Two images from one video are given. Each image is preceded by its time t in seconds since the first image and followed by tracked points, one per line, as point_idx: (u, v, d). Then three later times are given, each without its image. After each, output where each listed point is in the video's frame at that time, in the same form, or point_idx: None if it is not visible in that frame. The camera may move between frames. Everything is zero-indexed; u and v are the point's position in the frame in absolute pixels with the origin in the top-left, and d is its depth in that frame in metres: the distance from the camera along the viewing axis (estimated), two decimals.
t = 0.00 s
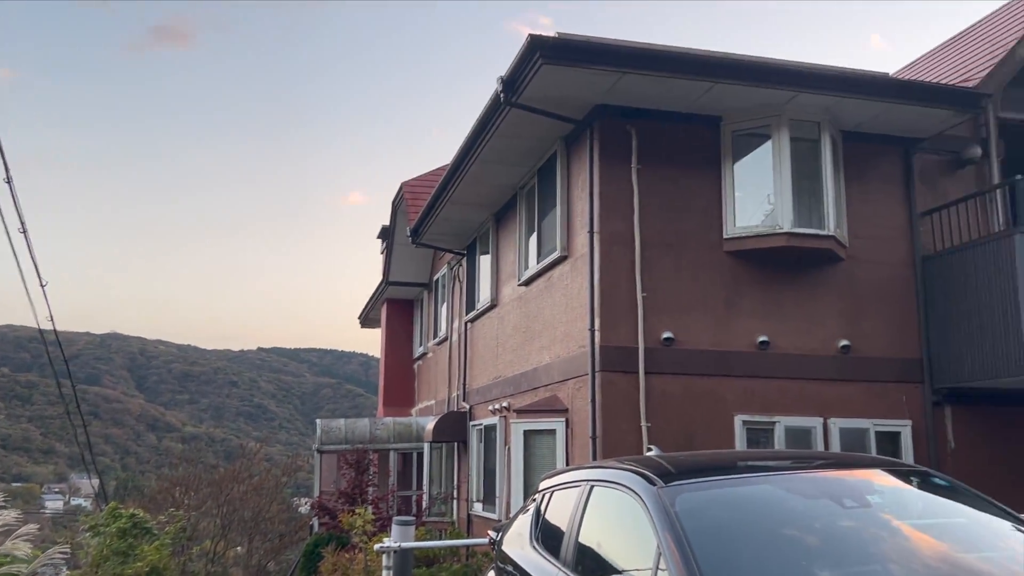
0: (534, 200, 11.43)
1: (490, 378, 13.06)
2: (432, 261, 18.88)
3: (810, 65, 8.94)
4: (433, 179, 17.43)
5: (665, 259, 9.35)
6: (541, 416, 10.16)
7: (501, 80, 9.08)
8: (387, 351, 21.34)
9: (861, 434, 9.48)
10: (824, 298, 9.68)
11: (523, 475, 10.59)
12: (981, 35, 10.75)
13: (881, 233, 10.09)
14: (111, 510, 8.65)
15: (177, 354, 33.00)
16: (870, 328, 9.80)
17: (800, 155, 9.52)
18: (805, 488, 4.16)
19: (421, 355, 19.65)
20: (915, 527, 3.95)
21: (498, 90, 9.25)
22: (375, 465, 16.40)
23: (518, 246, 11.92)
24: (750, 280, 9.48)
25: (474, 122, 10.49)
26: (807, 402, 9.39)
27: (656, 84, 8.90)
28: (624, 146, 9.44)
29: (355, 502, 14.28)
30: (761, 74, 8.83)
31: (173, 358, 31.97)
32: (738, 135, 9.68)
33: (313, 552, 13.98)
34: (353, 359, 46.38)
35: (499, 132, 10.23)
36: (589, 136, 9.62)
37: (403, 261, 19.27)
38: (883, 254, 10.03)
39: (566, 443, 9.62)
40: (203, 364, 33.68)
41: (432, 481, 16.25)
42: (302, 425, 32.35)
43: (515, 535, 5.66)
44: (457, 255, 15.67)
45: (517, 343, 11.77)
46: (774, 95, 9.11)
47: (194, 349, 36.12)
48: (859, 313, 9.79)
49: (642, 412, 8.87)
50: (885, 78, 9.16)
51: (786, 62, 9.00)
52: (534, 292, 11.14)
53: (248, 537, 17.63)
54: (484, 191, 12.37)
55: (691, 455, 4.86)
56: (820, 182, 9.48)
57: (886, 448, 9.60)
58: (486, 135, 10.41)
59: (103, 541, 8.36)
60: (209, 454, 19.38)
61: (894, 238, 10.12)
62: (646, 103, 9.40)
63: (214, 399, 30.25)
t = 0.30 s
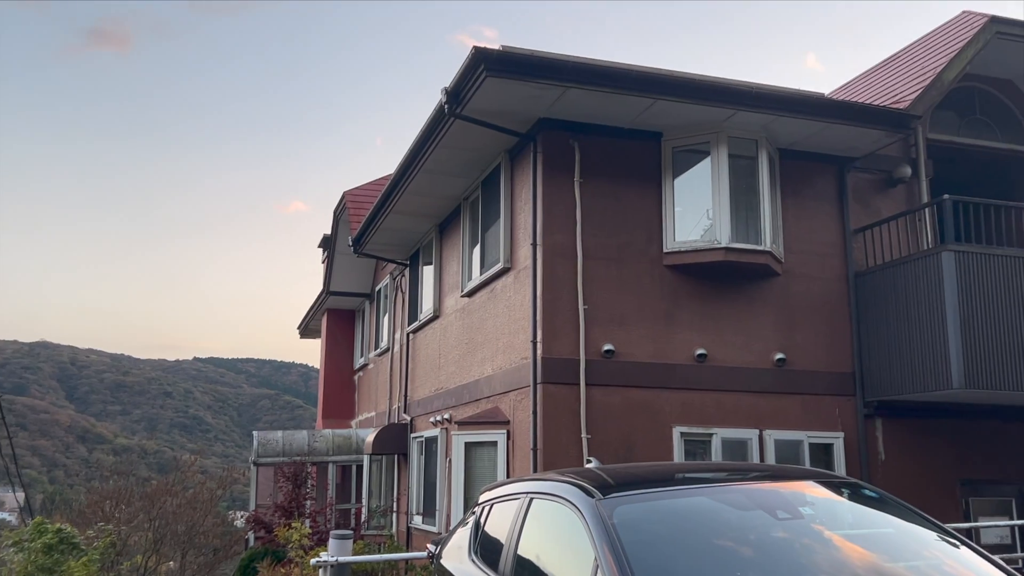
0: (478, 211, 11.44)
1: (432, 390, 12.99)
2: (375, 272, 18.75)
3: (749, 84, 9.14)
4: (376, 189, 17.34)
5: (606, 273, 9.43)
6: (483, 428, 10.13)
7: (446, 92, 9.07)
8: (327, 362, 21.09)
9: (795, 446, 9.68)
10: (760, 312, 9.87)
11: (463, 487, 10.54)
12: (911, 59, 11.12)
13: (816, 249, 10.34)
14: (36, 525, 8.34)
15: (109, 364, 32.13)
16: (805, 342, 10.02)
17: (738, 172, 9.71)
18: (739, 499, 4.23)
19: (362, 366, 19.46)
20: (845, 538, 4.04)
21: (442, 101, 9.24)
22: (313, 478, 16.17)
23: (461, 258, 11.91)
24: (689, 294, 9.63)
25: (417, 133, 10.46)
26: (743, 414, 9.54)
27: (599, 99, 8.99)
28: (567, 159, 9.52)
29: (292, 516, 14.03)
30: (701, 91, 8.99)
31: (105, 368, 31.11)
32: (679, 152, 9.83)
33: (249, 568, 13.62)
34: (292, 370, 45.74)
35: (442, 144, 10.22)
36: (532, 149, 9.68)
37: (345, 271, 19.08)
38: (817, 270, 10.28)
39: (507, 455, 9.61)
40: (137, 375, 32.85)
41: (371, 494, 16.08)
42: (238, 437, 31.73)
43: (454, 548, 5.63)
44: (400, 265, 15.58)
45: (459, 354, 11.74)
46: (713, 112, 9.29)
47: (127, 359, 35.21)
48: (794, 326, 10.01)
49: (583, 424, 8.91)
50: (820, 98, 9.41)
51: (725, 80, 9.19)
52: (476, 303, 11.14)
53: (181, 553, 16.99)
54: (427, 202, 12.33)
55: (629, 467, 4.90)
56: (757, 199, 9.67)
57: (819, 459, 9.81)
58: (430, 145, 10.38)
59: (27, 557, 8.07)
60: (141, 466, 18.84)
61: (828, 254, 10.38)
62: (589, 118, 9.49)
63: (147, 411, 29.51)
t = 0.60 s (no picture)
0: (423, 219, 11.40)
1: (375, 400, 12.88)
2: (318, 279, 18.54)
3: (691, 99, 9.29)
4: (320, 196, 17.17)
5: (550, 283, 9.48)
6: (425, 438, 10.08)
7: (392, 99, 9.02)
8: (267, 371, 20.77)
9: (734, 455, 9.82)
10: (701, 323, 10.01)
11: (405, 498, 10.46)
12: (847, 78, 11.43)
13: (755, 262, 10.53)
14: None
15: (40, 372, 31.17)
16: (744, 353, 10.20)
17: (680, 185, 9.85)
18: (678, 509, 4.27)
19: (303, 375, 19.20)
20: (780, 546, 4.12)
21: (388, 108, 9.19)
22: (252, 489, 15.90)
23: (406, 266, 11.85)
24: (631, 304, 9.73)
25: (363, 139, 10.38)
26: (684, 424, 9.66)
27: (545, 110, 9.04)
28: (512, 169, 9.56)
29: (229, 528, 13.75)
30: (645, 105, 9.11)
31: (36, 375, 30.18)
32: (623, 164, 9.94)
33: None
34: (231, 379, 44.94)
35: (388, 151, 10.16)
36: (478, 158, 9.69)
37: (287, 278, 18.83)
38: (757, 282, 10.47)
39: (449, 465, 9.57)
40: (70, 382, 31.94)
41: (311, 505, 15.86)
42: (175, 447, 31.03)
43: (395, 559, 5.57)
44: (344, 273, 15.44)
45: (402, 363, 11.67)
46: (657, 126, 9.41)
47: (60, 366, 34.22)
48: (734, 337, 10.18)
49: (526, 434, 8.92)
50: (761, 114, 9.60)
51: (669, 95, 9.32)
52: (421, 312, 11.10)
53: (113, 566, 16.35)
54: (372, 209, 12.24)
55: (571, 477, 4.92)
56: (699, 212, 9.82)
57: (757, 469, 9.98)
58: (375, 153, 10.32)
59: None
60: (72, 476, 18.27)
61: (767, 267, 10.58)
62: (535, 128, 9.54)
63: (80, 419, 28.70)
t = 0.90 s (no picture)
0: (371, 226, 11.31)
1: (320, 408, 12.71)
2: (263, 285, 18.28)
3: (639, 110, 9.38)
4: (266, 201, 16.94)
5: (499, 291, 9.47)
6: (371, 447, 9.97)
7: (340, 103, 8.94)
8: (210, 378, 20.39)
9: (679, 463, 9.91)
10: (648, 332, 10.10)
11: (349, 507, 10.34)
12: (791, 93, 11.66)
13: (701, 272, 10.67)
14: None
15: None
16: (689, 362, 10.31)
17: (628, 196, 9.93)
18: (623, 517, 4.28)
19: (246, 383, 18.89)
20: (722, 554, 4.15)
21: (336, 113, 9.11)
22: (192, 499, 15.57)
23: (353, 273, 11.74)
24: (579, 313, 9.77)
25: (310, 144, 10.27)
26: (629, 432, 9.72)
27: (495, 118, 9.05)
28: (461, 177, 9.54)
29: (168, 539, 13.43)
30: (594, 115, 9.17)
31: None
32: (572, 173, 9.99)
33: None
34: (173, 386, 44.03)
35: (336, 156, 10.06)
36: (428, 165, 9.66)
37: (231, 284, 18.53)
38: (702, 293, 10.60)
39: (395, 474, 9.48)
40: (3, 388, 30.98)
41: (253, 515, 15.59)
42: (113, 455, 30.27)
43: (337, 570, 5.49)
44: (290, 279, 15.24)
45: (348, 371, 11.55)
46: (606, 136, 9.48)
47: None
48: (679, 347, 10.29)
49: (472, 442, 8.88)
50: (708, 126, 9.74)
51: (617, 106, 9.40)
52: (368, 320, 11.00)
53: None
54: (319, 214, 12.11)
55: (517, 486, 4.90)
56: (646, 222, 9.91)
57: (700, 476, 10.08)
58: (323, 158, 10.21)
59: None
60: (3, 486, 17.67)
61: (712, 277, 10.73)
62: (484, 137, 9.54)
63: (14, 427, 27.83)
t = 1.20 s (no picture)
0: (324, 230, 11.20)
1: (269, 414, 12.54)
2: (213, 289, 18.00)
3: (594, 119, 9.45)
4: (216, 204, 16.68)
5: (452, 297, 9.44)
6: (321, 455, 9.86)
7: (293, 106, 8.85)
8: (156, 384, 19.99)
9: (630, 470, 9.97)
10: (600, 339, 10.15)
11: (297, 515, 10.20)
12: (742, 106, 11.83)
13: (653, 280, 10.76)
14: None
15: None
16: (641, 370, 10.39)
17: (582, 203, 9.98)
18: (574, 524, 4.29)
19: (194, 388, 18.57)
20: (672, 560, 4.18)
21: (289, 116, 9.00)
22: (137, 507, 15.22)
23: (304, 278, 11.62)
24: (532, 321, 9.79)
25: (263, 147, 10.14)
26: (582, 439, 9.76)
27: (450, 124, 9.04)
28: (416, 182, 9.51)
29: (110, 548, 13.09)
30: (549, 123, 9.20)
31: None
32: (526, 181, 10.01)
33: None
34: (118, 392, 43.10)
35: (288, 159, 9.95)
36: (382, 170, 9.61)
37: (179, 288, 18.20)
38: (654, 301, 10.70)
39: (345, 481, 9.38)
40: None
41: (199, 524, 15.33)
42: (55, 462, 29.50)
43: None
44: (240, 284, 15.03)
45: (299, 377, 11.42)
46: (560, 144, 9.52)
47: None
48: (631, 354, 10.36)
49: (424, 449, 8.83)
50: (661, 136, 9.84)
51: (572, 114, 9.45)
52: (319, 325, 10.89)
53: None
54: (270, 218, 11.96)
55: (469, 493, 4.87)
56: (600, 230, 9.96)
57: (651, 483, 10.14)
58: (275, 161, 10.09)
59: None
60: None
61: (664, 285, 10.83)
62: (439, 142, 9.52)
63: None
